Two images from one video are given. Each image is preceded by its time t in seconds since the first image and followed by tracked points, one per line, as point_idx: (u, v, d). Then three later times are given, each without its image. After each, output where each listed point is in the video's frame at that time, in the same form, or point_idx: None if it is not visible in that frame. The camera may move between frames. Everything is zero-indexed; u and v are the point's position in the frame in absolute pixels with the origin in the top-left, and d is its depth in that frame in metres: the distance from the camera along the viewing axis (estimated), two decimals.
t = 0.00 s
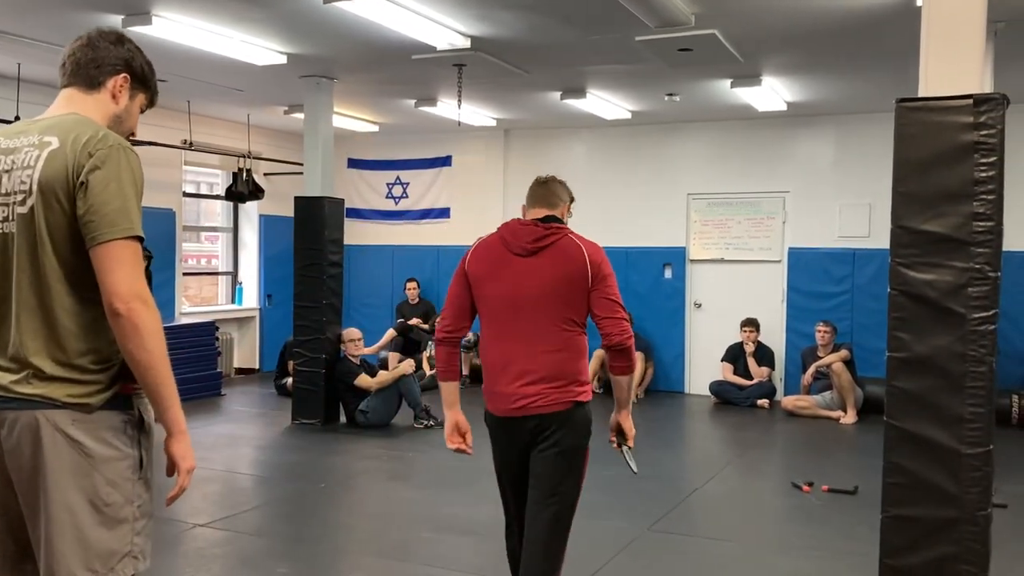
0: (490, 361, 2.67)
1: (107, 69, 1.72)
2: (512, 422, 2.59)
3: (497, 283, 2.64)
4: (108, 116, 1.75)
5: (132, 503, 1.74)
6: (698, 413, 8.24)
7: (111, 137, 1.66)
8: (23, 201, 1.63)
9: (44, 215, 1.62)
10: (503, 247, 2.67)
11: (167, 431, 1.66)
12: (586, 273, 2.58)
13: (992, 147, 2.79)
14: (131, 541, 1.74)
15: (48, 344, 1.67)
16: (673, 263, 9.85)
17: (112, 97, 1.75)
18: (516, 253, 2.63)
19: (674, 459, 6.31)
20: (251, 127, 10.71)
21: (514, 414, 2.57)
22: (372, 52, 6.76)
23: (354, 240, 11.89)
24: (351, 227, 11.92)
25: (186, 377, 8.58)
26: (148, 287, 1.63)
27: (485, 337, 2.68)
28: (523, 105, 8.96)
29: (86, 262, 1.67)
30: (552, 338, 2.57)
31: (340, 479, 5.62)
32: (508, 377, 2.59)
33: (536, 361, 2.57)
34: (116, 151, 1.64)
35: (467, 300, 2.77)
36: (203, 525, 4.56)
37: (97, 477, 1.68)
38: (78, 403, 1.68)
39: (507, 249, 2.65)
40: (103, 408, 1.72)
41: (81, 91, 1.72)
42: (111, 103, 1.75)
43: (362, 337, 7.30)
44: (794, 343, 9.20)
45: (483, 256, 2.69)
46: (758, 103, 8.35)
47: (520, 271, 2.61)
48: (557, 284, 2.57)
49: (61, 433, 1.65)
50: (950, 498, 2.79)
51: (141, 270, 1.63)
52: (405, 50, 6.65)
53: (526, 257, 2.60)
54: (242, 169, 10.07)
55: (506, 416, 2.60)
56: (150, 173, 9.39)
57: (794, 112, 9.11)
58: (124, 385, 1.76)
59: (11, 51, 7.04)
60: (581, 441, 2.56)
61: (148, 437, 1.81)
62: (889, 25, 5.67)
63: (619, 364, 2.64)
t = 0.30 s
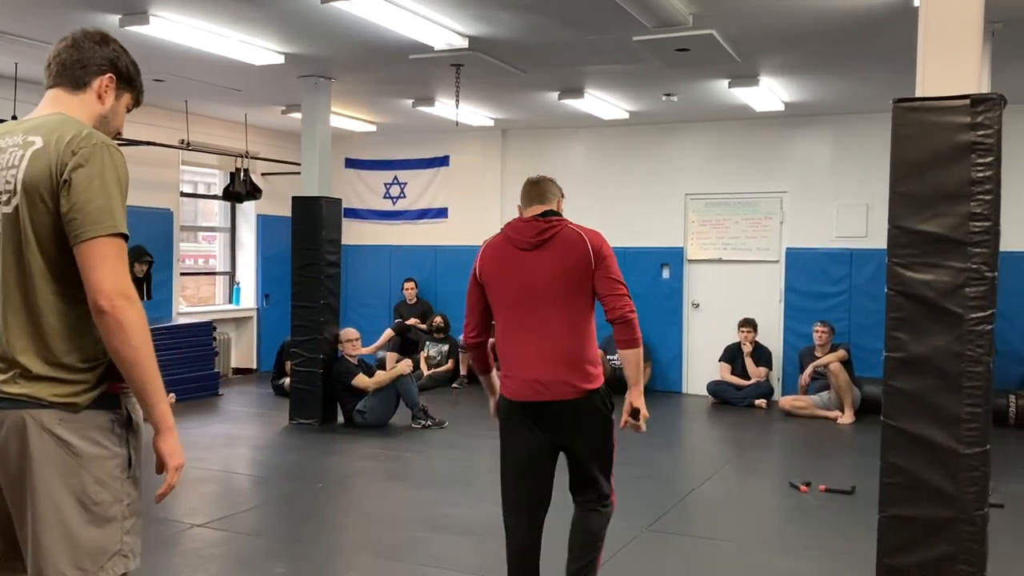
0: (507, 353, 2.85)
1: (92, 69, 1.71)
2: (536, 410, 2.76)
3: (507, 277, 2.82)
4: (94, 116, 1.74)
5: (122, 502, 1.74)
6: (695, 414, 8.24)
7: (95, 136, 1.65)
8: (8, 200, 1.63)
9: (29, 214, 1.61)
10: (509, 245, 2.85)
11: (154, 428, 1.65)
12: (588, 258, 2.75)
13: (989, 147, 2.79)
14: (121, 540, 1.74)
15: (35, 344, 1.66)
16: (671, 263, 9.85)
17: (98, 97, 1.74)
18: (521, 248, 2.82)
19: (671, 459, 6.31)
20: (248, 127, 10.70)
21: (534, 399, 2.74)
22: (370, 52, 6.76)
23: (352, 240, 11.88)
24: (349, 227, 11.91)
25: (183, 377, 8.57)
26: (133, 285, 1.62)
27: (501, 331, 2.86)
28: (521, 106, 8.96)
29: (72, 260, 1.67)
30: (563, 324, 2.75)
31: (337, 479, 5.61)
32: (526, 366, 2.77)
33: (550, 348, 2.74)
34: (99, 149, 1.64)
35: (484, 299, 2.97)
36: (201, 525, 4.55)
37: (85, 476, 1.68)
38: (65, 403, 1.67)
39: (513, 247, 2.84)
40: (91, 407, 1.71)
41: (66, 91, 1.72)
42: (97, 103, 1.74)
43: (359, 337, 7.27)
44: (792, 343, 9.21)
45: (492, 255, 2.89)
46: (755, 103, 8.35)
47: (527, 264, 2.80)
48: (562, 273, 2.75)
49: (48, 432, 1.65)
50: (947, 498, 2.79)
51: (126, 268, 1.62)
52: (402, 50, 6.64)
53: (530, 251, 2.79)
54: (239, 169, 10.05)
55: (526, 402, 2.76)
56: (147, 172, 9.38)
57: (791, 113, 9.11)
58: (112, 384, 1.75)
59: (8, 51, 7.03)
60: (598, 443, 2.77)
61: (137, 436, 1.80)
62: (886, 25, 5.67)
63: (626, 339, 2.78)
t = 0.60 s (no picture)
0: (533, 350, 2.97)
1: (88, 70, 1.71)
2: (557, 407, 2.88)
3: (539, 280, 2.95)
4: (90, 116, 1.74)
5: (113, 502, 1.74)
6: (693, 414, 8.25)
7: (89, 136, 1.65)
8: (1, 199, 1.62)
9: (21, 213, 1.61)
10: (542, 249, 2.97)
11: (143, 429, 1.65)
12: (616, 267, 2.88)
13: (987, 148, 2.79)
14: (112, 540, 1.74)
15: (25, 343, 1.66)
16: (669, 264, 9.84)
17: (94, 97, 1.74)
18: (553, 253, 2.94)
19: (669, 458, 6.31)
20: (247, 127, 10.69)
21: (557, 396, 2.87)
22: (368, 53, 6.75)
23: (350, 240, 11.88)
24: (347, 227, 11.91)
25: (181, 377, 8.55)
26: (124, 284, 1.62)
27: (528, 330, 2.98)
28: (520, 106, 8.96)
29: (64, 259, 1.66)
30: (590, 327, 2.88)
31: (335, 479, 5.61)
32: (552, 365, 2.89)
33: (576, 349, 2.87)
34: (92, 150, 1.64)
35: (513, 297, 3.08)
36: (199, 526, 4.55)
37: (75, 475, 1.68)
38: (55, 402, 1.67)
39: (546, 251, 2.95)
40: (80, 407, 1.71)
41: (61, 92, 1.71)
42: (93, 104, 1.74)
43: (357, 336, 7.24)
44: (790, 343, 9.22)
45: (524, 257, 3.00)
46: (754, 104, 8.36)
47: (559, 269, 2.92)
48: (591, 279, 2.88)
49: (39, 432, 1.65)
50: (945, 498, 2.79)
51: (117, 268, 1.62)
52: (401, 50, 6.64)
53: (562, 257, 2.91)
54: (238, 169, 10.04)
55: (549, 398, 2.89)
56: (145, 172, 9.37)
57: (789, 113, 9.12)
58: (102, 383, 1.75)
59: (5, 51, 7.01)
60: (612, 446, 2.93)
61: (129, 436, 1.80)
62: (883, 26, 5.68)
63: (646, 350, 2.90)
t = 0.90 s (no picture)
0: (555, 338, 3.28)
1: (95, 69, 1.71)
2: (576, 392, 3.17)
3: (566, 273, 3.25)
4: (96, 116, 1.74)
5: (117, 502, 1.74)
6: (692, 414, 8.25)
7: (95, 138, 1.65)
8: (6, 201, 1.62)
9: (26, 215, 1.61)
10: (571, 246, 3.26)
11: (145, 433, 1.65)
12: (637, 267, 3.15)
13: (986, 148, 2.79)
14: (115, 540, 1.74)
15: (30, 344, 1.66)
16: (668, 265, 9.81)
17: (100, 96, 1.74)
18: (580, 251, 3.23)
19: (668, 459, 6.31)
20: (245, 127, 10.68)
21: (576, 382, 3.16)
22: (368, 52, 6.75)
23: (349, 240, 11.87)
24: (346, 227, 11.91)
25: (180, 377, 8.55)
26: (128, 289, 1.62)
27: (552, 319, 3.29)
28: (519, 106, 8.96)
29: (68, 261, 1.66)
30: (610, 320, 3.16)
31: (334, 479, 5.61)
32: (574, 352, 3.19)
33: (596, 339, 3.16)
34: (98, 153, 1.64)
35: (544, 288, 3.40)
36: (197, 526, 4.54)
37: (79, 476, 1.68)
38: (60, 402, 1.67)
39: (575, 249, 3.25)
40: (85, 408, 1.71)
41: (68, 91, 1.71)
42: (99, 103, 1.74)
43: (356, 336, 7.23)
44: (788, 344, 9.23)
45: (555, 252, 3.31)
46: (752, 104, 8.36)
47: (584, 265, 3.21)
48: (613, 278, 3.16)
49: (43, 432, 1.64)
50: (945, 498, 2.79)
51: (122, 272, 1.62)
52: (399, 50, 6.63)
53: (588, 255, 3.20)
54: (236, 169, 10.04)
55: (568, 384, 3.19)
56: (143, 172, 9.36)
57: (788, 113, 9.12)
58: (106, 384, 1.74)
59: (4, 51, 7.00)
60: (626, 433, 3.14)
61: (132, 437, 1.80)
62: (882, 27, 5.68)
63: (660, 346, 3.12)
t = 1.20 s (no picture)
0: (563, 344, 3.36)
1: (104, 67, 1.71)
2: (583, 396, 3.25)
3: (569, 280, 3.32)
4: (105, 114, 1.74)
5: (125, 503, 1.75)
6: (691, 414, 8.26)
7: (106, 141, 1.65)
8: (18, 203, 1.62)
9: (38, 218, 1.61)
10: (572, 254, 3.33)
11: (156, 436, 1.65)
12: (636, 273, 3.20)
13: (983, 149, 2.80)
14: (123, 541, 1.74)
15: (41, 345, 1.66)
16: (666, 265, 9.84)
17: (110, 95, 1.74)
18: (581, 257, 3.29)
19: (666, 459, 6.32)
20: (244, 127, 10.68)
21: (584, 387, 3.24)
22: (366, 53, 6.74)
23: (347, 240, 11.87)
24: (344, 228, 11.91)
25: (180, 377, 8.54)
26: (140, 293, 1.62)
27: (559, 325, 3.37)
28: (516, 106, 8.96)
29: (79, 264, 1.66)
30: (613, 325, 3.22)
31: (332, 479, 5.61)
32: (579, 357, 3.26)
33: (600, 345, 3.22)
34: (110, 155, 1.64)
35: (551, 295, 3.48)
36: (195, 526, 4.53)
37: (90, 477, 1.68)
38: (71, 403, 1.67)
39: (576, 256, 3.31)
40: (96, 408, 1.71)
41: (77, 91, 1.71)
42: (109, 102, 1.74)
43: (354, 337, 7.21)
44: (786, 344, 9.24)
45: (558, 260, 3.38)
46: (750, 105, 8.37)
47: (585, 272, 3.27)
48: (614, 283, 3.22)
49: (55, 433, 1.65)
50: (941, 499, 2.80)
51: (133, 277, 1.62)
52: (397, 50, 6.63)
53: (589, 262, 3.26)
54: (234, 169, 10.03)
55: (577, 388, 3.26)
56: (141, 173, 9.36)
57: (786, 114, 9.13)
58: (117, 385, 1.75)
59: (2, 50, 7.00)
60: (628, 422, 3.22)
61: (141, 438, 1.80)
62: (880, 27, 5.69)
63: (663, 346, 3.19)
